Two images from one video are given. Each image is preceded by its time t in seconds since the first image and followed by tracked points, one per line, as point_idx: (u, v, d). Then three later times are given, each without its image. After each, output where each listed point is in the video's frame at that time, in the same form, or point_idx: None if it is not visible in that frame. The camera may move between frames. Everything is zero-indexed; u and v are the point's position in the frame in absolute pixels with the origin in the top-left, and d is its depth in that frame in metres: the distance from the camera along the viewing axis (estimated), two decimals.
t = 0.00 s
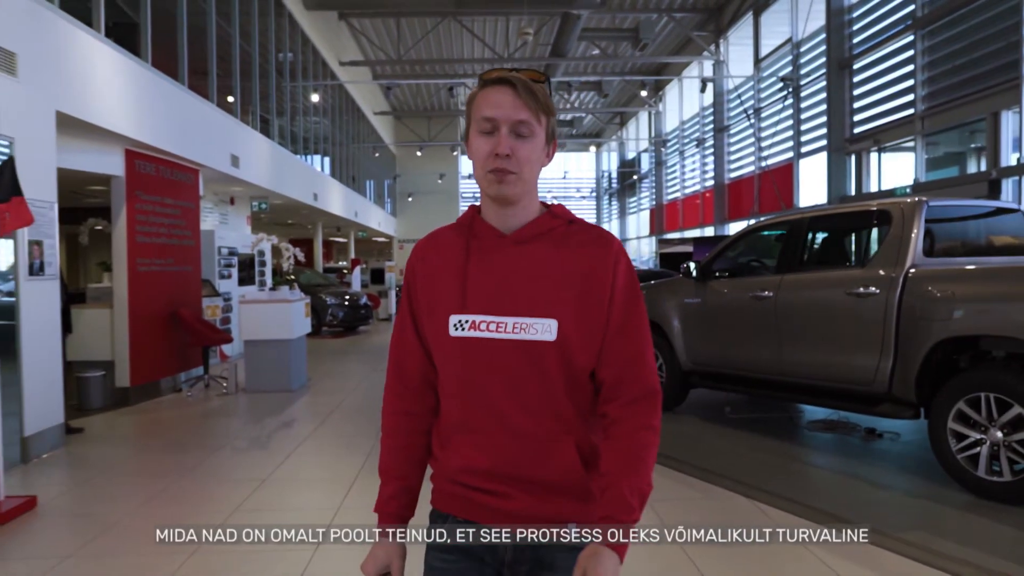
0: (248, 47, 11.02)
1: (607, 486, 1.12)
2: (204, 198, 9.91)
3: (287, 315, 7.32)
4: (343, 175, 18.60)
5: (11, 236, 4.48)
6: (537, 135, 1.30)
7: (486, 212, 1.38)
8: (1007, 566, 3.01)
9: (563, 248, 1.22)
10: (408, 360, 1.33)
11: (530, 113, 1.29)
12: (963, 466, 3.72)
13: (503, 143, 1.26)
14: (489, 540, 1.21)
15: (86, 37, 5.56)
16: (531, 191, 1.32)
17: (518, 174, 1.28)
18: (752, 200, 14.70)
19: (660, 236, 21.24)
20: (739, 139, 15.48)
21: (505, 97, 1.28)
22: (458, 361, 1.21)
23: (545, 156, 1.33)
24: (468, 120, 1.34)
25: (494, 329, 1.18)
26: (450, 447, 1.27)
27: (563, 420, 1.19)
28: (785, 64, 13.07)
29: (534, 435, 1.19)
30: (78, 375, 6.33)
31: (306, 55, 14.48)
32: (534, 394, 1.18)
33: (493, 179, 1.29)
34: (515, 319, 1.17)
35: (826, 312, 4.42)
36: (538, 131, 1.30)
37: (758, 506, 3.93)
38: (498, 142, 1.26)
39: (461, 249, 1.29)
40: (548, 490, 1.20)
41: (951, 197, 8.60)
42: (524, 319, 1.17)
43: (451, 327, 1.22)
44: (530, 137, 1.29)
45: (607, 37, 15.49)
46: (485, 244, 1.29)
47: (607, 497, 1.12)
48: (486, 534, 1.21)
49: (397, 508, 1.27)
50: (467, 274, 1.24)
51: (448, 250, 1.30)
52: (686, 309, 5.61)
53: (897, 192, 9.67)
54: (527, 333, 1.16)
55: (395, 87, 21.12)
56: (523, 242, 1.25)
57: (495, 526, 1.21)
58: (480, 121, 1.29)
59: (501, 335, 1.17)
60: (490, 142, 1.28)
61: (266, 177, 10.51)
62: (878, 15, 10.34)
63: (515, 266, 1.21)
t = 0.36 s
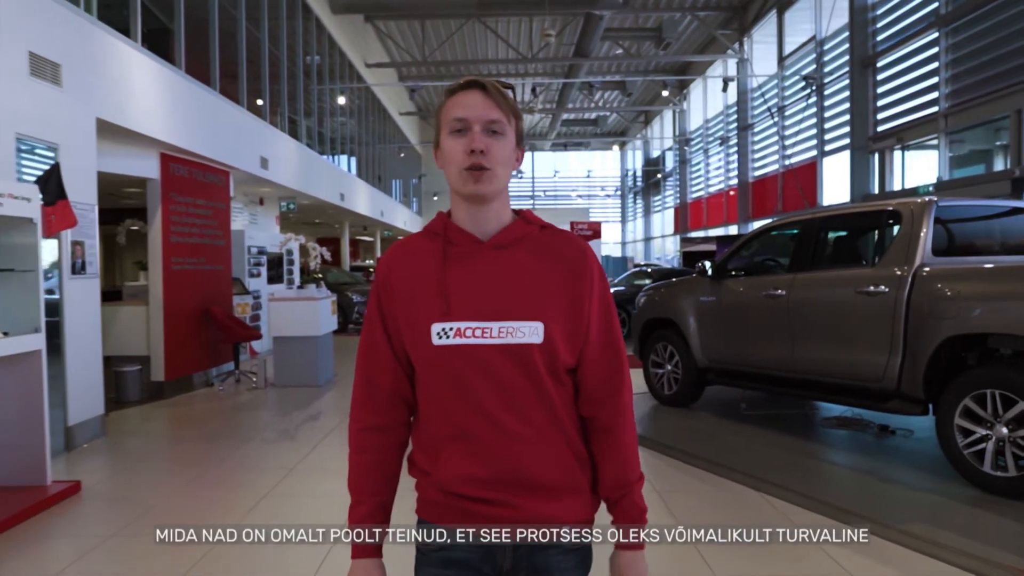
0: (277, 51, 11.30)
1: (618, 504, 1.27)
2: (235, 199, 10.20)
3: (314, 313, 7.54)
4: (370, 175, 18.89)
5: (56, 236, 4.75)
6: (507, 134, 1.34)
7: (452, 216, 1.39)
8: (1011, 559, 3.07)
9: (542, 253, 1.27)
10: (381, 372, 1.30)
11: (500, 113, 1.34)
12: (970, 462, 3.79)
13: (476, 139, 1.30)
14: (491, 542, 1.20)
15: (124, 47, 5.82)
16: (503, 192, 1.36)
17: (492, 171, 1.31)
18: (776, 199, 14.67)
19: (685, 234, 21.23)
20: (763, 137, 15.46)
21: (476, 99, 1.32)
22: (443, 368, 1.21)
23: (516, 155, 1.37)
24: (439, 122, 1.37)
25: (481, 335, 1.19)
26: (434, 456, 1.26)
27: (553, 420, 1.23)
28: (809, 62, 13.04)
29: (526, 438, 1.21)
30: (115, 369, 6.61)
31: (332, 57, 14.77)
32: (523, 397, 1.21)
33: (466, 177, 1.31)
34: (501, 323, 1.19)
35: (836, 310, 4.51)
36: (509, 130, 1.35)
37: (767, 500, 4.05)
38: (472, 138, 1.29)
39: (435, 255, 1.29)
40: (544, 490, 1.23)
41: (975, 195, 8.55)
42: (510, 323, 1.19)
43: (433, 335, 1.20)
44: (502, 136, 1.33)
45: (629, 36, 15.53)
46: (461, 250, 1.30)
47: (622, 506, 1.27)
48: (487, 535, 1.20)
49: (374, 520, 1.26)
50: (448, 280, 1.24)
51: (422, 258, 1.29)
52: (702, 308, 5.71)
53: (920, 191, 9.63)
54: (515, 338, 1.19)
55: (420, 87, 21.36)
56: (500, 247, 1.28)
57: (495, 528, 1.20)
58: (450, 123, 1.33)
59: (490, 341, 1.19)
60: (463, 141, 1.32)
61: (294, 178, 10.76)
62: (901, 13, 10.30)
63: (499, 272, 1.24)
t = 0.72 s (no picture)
0: (307, 53, 11.53)
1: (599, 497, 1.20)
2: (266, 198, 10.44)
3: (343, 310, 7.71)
4: (399, 173, 19.13)
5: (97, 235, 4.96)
6: (469, 123, 1.28)
7: (419, 212, 1.34)
8: None
9: (514, 243, 1.23)
10: (357, 375, 1.27)
11: (460, 103, 1.27)
12: (987, 459, 3.80)
13: (437, 132, 1.23)
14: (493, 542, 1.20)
15: (160, 53, 6.03)
16: (469, 184, 1.30)
17: (457, 163, 1.25)
18: (805, 196, 14.57)
19: (713, 232, 21.15)
20: (791, 134, 15.35)
21: (434, 89, 1.26)
22: (417, 368, 1.18)
23: (478, 147, 1.31)
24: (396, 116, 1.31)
25: (453, 333, 1.16)
26: (415, 459, 1.24)
27: (534, 417, 1.20)
28: (838, 57, 12.93)
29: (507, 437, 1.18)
30: (154, 364, 6.87)
31: (362, 59, 15.02)
32: (501, 395, 1.18)
33: (430, 172, 1.25)
34: (473, 320, 1.16)
35: (858, 306, 4.52)
36: (470, 120, 1.28)
37: (781, 494, 4.11)
38: (433, 130, 1.23)
39: (405, 253, 1.25)
40: (530, 488, 1.21)
41: (1007, 191, 8.43)
42: (483, 319, 1.16)
43: (405, 336, 1.18)
44: (464, 127, 1.27)
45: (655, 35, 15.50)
46: (432, 245, 1.26)
47: (607, 503, 1.19)
48: (488, 535, 1.20)
49: (370, 522, 1.23)
50: (420, 279, 1.21)
51: (392, 256, 1.26)
52: (723, 306, 5.74)
53: (951, 187, 9.52)
54: (488, 333, 1.15)
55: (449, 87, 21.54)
56: (470, 239, 1.24)
57: (496, 528, 1.19)
58: (409, 116, 1.26)
59: (463, 339, 1.16)
60: (424, 135, 1.24)
61: (324, 178, 10.98)
62: (931, 7, 10.16)
63: (471, 266, 1.20)
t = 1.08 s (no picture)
0: (341, 57, 11.76)
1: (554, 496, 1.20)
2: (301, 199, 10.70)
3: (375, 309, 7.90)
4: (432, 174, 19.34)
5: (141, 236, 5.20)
6: (457, 135, 1.36)
7: (416, 218, 1.44)
8: None
9: (503, 248, 1.31)
10: (361, 371, 1.39)
11: (447, 116, 1.35)
12: (1010, 459, 3.79)
13: (425, 148, 1.32)
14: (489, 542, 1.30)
15: (199, 61, 6.26)
16: (460, 192, 1.39)
17: (448, 175, 1.34)
18: (839, 194, 14.37)
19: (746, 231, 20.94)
20: (826, 131, 15.16)
21: (417, 103, 1.35)
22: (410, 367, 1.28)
23: (467, 155, 1.40)
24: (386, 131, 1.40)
25: (442, 334, 1.26)
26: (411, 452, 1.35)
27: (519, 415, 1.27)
28: (873, 53, 12.75)
29: (493, 434, 1.27)
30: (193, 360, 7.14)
31: (395, 61, 15.24)
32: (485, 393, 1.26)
33: (423, 185, 1.34)
34: (461, 322, 1.25)
35: (881, 306, 4.53)
36: (458, 132, 1.37)
37: (800, 492, 4.16)
38: (421, 147, 1.32)
39: (401, 258, 1.36)
40: (514, 485, 1.29)
41: None
42: (470, 322, 1.25)
43: (398, 336, 1.29)
44: (452, 137, 1.35)
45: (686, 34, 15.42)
46: (428, 250, 1.36)
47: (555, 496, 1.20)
48: (488, 535, 1.30)
49: (370, 522, 1.35)
50: (416, 283, 1.32)
51: (392, 260, 1.37)
52: (748, 305, 5.77)
53: (987, 184, 9.35)
54: (474, 335, 1.24)
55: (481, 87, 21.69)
56: (461, 244, 1.33)
57: (497, 528, 1.30)
58: (397, 131, 1.35)
59: (451, 339, 1.25)
60: (412, 150, 1.33)
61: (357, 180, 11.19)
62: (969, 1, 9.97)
63: (461, 271, 1.29)
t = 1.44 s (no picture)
0: (376, 59, 11.98)
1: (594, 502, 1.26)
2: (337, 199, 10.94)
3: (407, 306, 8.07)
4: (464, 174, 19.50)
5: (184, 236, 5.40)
6: (482, 134, 1.44)
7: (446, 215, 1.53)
8: None
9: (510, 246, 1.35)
10: (391, 359, 1.52)
11: (472, 114, 1.43)
12: None
13: (447, 145, 1.41)
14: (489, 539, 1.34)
15: (238, 65, 6.45)
16: (483, 189, 1.45)
17: (467, 173, 1.42)
18: (876, 192, 14.16)
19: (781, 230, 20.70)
20: (863, 128, 14.94)
21: (446, 100, 1.43)
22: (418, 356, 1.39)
23: (491, 154, 1.48)
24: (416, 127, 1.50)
25: (443, 326, 1.35)
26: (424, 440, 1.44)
27: (519, 411, 1.31)
28: (911, 49, 12.56)
29: (490, 429, 1.32)
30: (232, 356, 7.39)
31: (429, 63, 15.44)
32: (479, 388, 1.31)
33: (443, 181, 1.43)
34: (461, 317, 1.33)
35: (911, 304, 4.51)
36: (483, 131, 1.44)
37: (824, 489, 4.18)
38: (444, 142, 1.41)
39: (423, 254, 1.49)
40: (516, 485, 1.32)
41: None
42: (468, 317, 1.32)
43: (411, 325, 1.40)
44: (476, 137, 1.43)
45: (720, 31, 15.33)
46: (446, 248, 1.45)
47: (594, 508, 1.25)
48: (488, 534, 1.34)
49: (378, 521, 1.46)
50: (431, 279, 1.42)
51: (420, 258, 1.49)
52: (778, 305, 5.76)
53: None
54: (472, 330, 1.31)
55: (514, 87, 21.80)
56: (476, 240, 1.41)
57: (495, 529, 1.33)
58: (425, 125, 1.45)
59: (451, 333, 1.33)
60: (436, 144, 1.43)
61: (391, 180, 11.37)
62: None
63: (469, 268, 1.37)
